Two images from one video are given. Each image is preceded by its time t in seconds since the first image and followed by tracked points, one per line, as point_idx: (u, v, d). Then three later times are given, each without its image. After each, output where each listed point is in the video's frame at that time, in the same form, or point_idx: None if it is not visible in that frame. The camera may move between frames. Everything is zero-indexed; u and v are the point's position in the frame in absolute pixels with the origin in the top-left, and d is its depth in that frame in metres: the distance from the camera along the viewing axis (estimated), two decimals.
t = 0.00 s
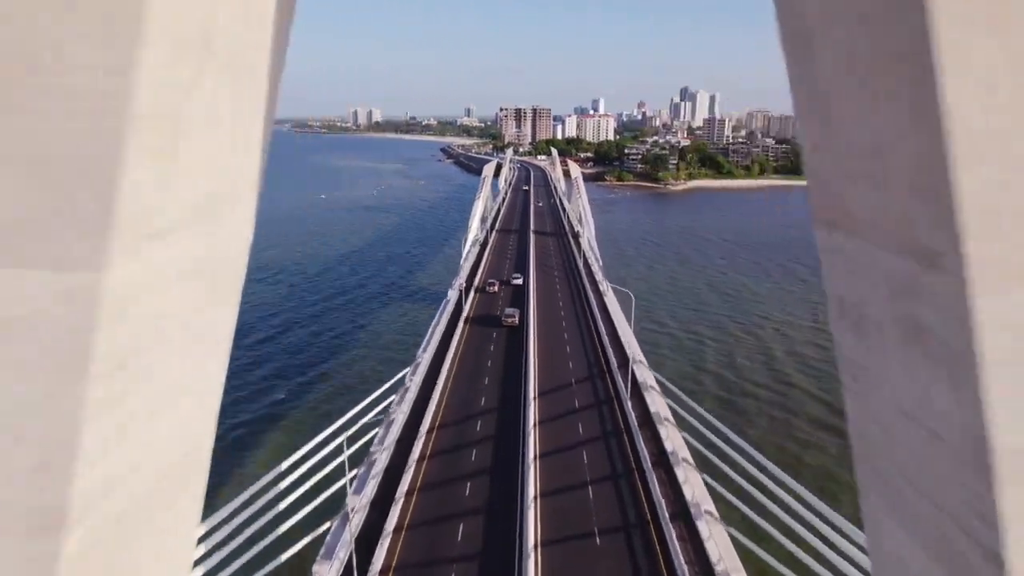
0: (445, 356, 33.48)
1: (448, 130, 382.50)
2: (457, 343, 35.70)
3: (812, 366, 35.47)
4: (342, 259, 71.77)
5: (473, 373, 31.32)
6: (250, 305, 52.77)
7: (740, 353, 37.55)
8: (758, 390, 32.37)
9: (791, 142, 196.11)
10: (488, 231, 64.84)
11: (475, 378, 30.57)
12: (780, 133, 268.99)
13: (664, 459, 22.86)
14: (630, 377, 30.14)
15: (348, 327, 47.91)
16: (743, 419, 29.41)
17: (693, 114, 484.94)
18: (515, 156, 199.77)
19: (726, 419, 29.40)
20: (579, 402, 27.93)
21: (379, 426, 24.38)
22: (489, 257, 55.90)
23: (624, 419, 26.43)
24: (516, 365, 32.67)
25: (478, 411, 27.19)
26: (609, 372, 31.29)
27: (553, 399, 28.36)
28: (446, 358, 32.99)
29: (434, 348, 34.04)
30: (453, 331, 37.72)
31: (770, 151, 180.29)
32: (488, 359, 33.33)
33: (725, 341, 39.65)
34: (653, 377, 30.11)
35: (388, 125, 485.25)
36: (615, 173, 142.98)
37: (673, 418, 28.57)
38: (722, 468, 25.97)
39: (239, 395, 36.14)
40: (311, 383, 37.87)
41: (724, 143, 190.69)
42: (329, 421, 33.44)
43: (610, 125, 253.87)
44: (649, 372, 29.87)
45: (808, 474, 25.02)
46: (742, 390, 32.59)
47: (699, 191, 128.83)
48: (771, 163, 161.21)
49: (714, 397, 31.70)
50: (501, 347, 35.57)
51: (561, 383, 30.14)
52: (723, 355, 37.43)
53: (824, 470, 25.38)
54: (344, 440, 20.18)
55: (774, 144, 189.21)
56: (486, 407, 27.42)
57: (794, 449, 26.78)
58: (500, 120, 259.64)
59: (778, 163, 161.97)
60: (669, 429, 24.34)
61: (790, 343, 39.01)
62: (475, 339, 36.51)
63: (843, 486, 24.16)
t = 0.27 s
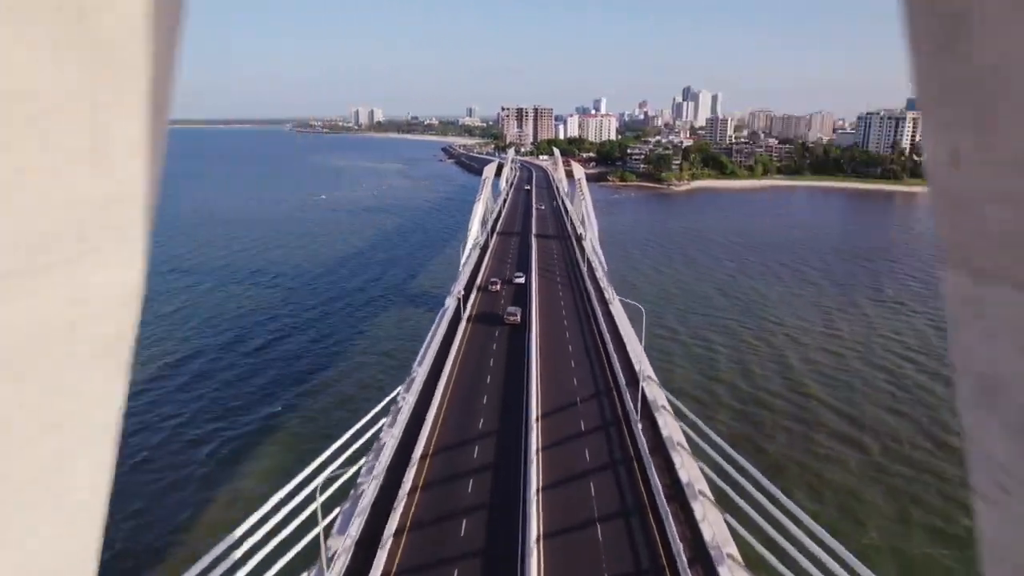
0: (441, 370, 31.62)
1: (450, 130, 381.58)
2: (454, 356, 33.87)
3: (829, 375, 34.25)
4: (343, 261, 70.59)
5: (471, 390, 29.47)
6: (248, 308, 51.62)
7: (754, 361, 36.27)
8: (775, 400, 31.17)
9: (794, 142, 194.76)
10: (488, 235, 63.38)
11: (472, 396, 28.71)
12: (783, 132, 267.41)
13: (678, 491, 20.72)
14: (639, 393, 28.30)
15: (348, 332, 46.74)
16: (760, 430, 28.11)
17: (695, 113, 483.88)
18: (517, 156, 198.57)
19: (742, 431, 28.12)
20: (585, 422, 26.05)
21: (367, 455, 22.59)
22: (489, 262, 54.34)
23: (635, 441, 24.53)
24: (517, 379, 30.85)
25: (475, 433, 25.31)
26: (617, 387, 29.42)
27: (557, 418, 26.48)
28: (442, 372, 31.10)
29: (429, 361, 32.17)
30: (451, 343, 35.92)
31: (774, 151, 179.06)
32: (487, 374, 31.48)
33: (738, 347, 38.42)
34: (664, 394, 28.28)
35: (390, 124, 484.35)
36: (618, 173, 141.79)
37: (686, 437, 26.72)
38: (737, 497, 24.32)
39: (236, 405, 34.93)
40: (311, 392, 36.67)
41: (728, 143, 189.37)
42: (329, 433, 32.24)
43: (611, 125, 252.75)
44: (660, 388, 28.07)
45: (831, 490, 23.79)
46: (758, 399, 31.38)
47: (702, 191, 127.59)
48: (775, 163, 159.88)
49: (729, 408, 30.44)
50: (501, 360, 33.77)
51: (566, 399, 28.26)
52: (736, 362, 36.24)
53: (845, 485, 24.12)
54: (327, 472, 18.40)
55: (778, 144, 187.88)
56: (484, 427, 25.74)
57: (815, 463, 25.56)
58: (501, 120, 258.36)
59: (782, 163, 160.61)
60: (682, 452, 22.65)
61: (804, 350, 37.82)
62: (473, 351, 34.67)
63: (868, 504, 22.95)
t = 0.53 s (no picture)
0: (436, 386, 29.82)
1: (450, 130, 380.73)
2: (451, 369, 32.05)
3: (845, 384, 32.97)
4: (342, 263, 69.42)
5: (468, 409, 27.65)
6: (245, 313, 50.49)
7: (767, 369, 35.00)
8: (790, 411, 29.96)
9: (797, 142, 193.74)
10: (488, 239, 61.80)
11: (470, 417, 26.90)
12: (785, 132, 266.59)
13: (695, 528, 19.43)
14: (649, 415, 26.53)
15: (347, 338, 45.57)
16: (776, 444, 26.88)
17: (696, 113, 483.57)
18: (518, 156, 197.65)
19: (757, 445, 26.88)
20: (591, 447, 24.33)
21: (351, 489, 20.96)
22: (489, 266, 52.72)
23: (645, 469, 22.82)
24: (518, 396, 29.09)
25: (472, 460, 23.54)
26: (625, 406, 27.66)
27: (561, 443, 24.71)
28: (438, 389, 29.27)
29: (424, 376, 30.35)
30: (447, 354, 34.09)
31: (776, 151, 178.00)
32: (485, 390, 29.69)
33: (749, 354, 37.19)
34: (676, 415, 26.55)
35: (391, 124, 483.89)
36: (620, 173, 140.75)
37: (700, 462, 25.01)
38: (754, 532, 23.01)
39: (231, 417, 33.82)
40: (308, 402, 35.51)
41: (730, 143, 188.31)
42: (327, 447, 31.05)
43: (613, 125, 251.96)
44: (672, 408, 26.32)
45: (854, 510, 22.62)
46: (772, 410, 30.16)
47: (705, 192, 126.47)
48: (778, 164, 158.83)
49: (743, 420, 29.21)
50: (500, 374, 31.97)
51: (571, 420, 26.49)
52: (748, 370, 35.01)
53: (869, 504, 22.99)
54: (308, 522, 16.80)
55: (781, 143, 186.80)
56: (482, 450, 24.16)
57: (836, 480, 24.41)
58: (502, 120, 257.48)
59: (785, 163, 159.53)
60: (696, 484, 21.19)
61: (818, 357, 36.57)
62: (472, 364, 32.87)
63: (894, 525, 21.79)
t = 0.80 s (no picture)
0: (433, 405, 28.57)
1: (451, 130, 379.94)
2: (449, 386, 30.79)
3: (860, 393, 31.96)
4: (341, 266, 68.41)
5: (467, 432, 26.39)
6: (241, 319, 49.44)
7: (778, 377, 34.01)
8: (805, 422, 29.02)
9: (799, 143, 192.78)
10: (488, 243, 60.62)
11: (469, 441, 25.64)
12: (787, 133, 265.81)
13: (714, 570, 18.31)
14: (659, 439, 25.26)
15: (346, 344, 44.52)
16: (793, 460, 25.94)
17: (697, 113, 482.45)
18: (519, 157, 196.78)
19: (773, 461, 25.98)
20: (599, 476, 23.10)
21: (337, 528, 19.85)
22: (489, 272, 51.51)
23: (658, 501, 21.58)
24: (519, 417, 27.85)
25: (470, 492, 22.31)
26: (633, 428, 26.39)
27: (566, 471, 23.45)
28: (434, 409, 28.01)
29: (420, 396, 29.06)
30: (445, 370, 32.83)
31: (779, 151, 177.05)
32: (485, 411, 28.43)
33: (760, 361, 36.19)
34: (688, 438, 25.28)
35: (391, 124, 483.09)
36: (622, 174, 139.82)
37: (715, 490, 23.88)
38: (770, 571, 22.17)
39: (225, 429, 32.75)
40: (305, 413, 34.44)
41: (732, 144, 187.67)
42: (324, 461, 30.00)
43: (614, 125, 251.06)
44: (684, 433, 25.16)
45: (878, 531, 21.68)
46: (787, 422, 29.20)
47: (708, 193, 125.65)
48: (781, 164, 157.97)
49: (757, 433, 28.21)
50: (500, 391, 30.71)
51: (576, 445, 25.24)
52: (760, 378, 34.00)
53: (895, 522, 22.08)
54: None
55: (783, 143, 186.12)
56: (482, 480, 22.96)
57: (858, 497, 23.49)
58: (503, 120, 256.53)
59: (788, 164, 158.81)
60: (714, 520, 19.99)
61: (831, 364, 35.56)
62: (470, 380, 31.63)
63: (922, 549, 20.83)
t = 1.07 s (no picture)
0: (430, 434, 27.34)
1: (450, 130, 378.96)
2: (446, 411, 29.57)
3: (878, 405, 30.92)
4: (340, 270, 67.27)
5: (466, 465, 25.14)
6: (237, 325, 48.33)
7: (792, 387, 33.07)
8: (823, 437, 28.05)
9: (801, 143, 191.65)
10: (488, 248, 59.39)
11: (469, 476, 24.39)
12: (788, 133, 264.79)
13: None
14: (675, 472, 23.99)
15: (345, 352, 43.42)
16: (813, 478, 24.97)
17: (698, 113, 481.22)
18: (519, 157, 195.78)
19: (792, 477, 25.10)
20: (609, 514, 21.84)
21: None
22: (489, 280, 50.33)
23: (676, 545, 20.30)
24: (522, 445, 26.59)
25: (469, 534, 21.06)
26: (645, 459, 25.12)
27: (574, 510, 22.18)
28: (431, 438, 26.78)
29: (414, 425, 27.81)
30: (443, 392, 31.60)
31: (781, 151, 175.96)
32: (485, 440, 27.19)
33: (773, 370, 35.14)
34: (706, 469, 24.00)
35: (391, 124, 481.99)
36: (623, 175, 138.70)
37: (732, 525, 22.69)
38: None
39: (219, 444, 31.66)
40: (301, 426, 33.41)
41: (734, 144, 186.73)
42: (321, 478, 28.97)
43: (614, 124, 249.98)
44: (699, 463, 23.95)
45: (906, 556, 20.71)
46: (804, 435, 28.34)
47: (710, 194, 124.70)
48: (783, 164, 157.02)
49: (775, 447, 27.37)
50: (501, 416, 29.48)
51: (584, 479, 23.98)
52: (774, 388, 32.96)
53: (925, 545, 21.18)
54: None
55: (785, 143, 185.18)
56: (482, 520, 21.74)
57: (883, 518, 22.53)
58: (503, 120, 255.52)
59: (790, 165, 157.86)
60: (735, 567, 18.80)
61: (847, 373, 34.54)
62: (469, 403, 30.44)
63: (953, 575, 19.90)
